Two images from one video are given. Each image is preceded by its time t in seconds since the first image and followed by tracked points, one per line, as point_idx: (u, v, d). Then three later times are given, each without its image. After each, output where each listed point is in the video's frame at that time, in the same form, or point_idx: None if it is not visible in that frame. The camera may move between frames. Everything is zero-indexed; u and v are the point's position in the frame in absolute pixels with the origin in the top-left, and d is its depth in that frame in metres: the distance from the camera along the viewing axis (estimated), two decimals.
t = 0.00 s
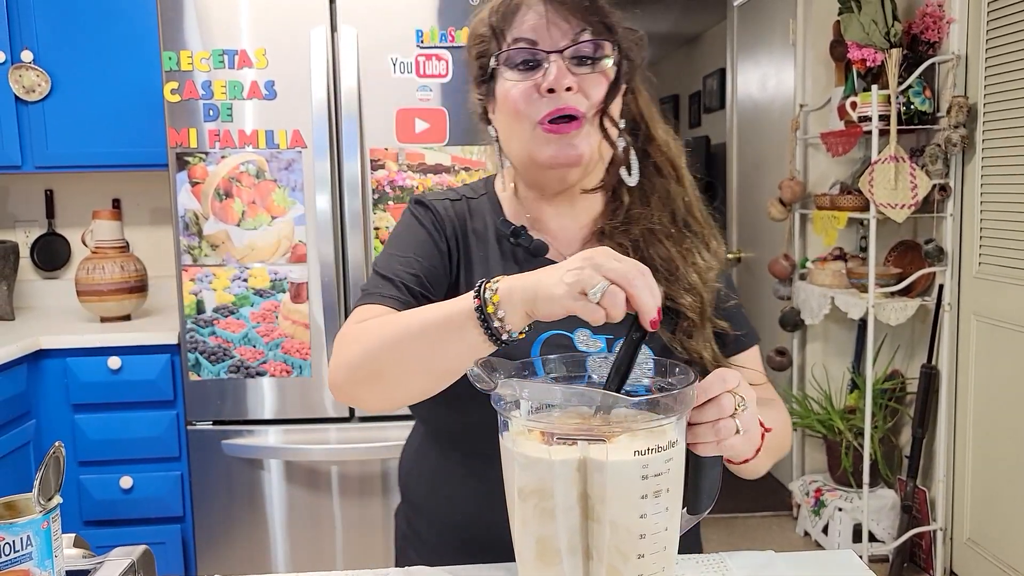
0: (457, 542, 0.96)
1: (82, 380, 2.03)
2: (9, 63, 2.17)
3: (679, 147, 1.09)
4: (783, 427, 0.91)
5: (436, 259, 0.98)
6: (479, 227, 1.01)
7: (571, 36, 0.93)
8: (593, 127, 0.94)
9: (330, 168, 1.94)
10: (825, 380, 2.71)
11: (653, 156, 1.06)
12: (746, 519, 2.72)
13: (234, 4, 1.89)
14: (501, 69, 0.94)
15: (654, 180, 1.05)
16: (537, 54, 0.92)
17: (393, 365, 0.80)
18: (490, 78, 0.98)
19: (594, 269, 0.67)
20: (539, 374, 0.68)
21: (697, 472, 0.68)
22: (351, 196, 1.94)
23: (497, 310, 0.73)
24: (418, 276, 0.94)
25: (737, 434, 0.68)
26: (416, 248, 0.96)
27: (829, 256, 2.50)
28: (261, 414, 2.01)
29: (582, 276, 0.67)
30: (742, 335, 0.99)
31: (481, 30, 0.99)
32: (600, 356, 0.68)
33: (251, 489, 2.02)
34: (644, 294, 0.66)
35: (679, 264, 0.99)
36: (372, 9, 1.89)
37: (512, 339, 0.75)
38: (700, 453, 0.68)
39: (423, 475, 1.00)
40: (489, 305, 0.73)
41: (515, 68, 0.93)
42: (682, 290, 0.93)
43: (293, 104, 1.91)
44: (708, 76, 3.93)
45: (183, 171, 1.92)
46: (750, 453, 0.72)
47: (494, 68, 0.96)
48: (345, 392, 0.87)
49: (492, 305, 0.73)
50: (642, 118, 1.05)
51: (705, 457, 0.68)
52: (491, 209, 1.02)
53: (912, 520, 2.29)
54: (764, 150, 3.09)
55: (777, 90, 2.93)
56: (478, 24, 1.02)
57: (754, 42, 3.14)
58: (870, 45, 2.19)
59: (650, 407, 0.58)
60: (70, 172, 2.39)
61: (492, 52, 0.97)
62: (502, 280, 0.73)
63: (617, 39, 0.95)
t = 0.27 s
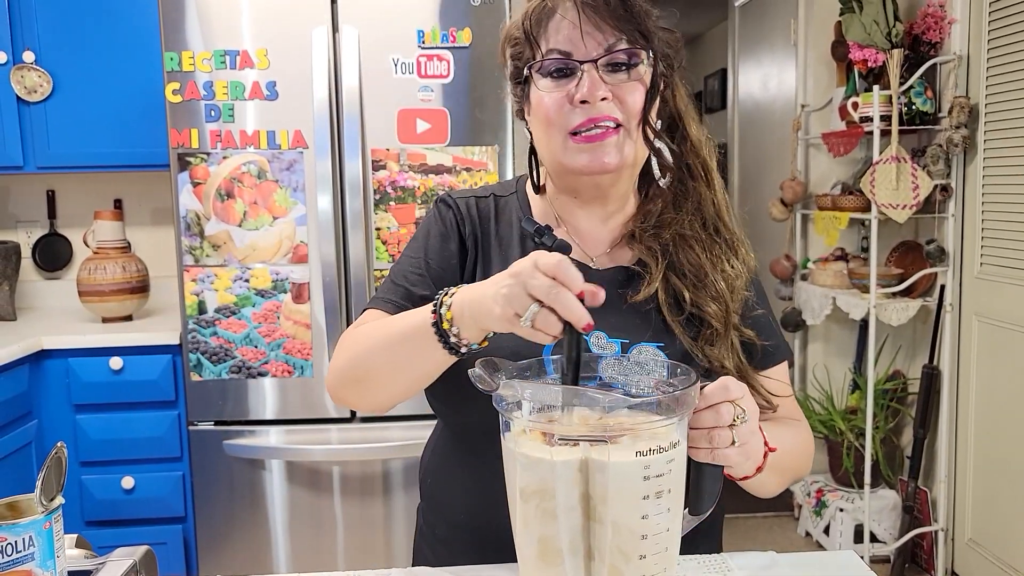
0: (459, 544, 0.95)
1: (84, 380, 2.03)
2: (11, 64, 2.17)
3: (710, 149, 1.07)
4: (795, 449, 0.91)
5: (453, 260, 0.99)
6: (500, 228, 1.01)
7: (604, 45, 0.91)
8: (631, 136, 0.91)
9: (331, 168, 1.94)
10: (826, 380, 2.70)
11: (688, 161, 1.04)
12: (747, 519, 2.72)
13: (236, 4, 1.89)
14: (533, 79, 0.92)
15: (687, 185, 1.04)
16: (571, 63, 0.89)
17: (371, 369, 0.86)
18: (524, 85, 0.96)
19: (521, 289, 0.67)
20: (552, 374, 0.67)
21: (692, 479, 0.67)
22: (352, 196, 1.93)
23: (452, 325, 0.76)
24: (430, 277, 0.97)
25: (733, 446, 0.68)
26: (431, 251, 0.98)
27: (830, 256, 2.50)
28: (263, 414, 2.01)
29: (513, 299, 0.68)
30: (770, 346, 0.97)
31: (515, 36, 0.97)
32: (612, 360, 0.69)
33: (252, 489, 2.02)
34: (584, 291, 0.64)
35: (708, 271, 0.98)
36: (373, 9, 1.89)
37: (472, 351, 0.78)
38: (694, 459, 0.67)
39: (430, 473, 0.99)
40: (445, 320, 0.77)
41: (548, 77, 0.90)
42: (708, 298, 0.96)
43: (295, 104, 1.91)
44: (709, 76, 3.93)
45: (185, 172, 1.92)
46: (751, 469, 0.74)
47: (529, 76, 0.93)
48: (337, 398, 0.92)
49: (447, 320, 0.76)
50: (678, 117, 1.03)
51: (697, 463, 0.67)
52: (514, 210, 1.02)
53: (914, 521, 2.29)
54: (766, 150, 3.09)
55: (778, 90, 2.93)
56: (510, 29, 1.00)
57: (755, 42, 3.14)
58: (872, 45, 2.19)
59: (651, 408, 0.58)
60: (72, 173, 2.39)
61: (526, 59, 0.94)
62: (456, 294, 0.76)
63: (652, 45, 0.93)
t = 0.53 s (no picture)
0: (454, 544, 0.95)
1: (85, 381, 2.03)
2: (11, 64, 2.17)
3: (718, 150, 1.05)
4: (798, 455, 0.91)
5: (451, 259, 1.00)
6: (502, 228, 1.01)
7: (613, 57, 0.90)
8: (636, 149, 0.92)
9: (332, 168, 1.94)
10: (827, 380, 2.70)
11: (693, 163, 1.02)
12: (748, 519, 2.72)
13: (237, 4, 1.89)
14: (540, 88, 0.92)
15: (692, 188, 1.03)
16: (578, 75, 0.90)
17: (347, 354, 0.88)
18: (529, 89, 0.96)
19: (498, 272, 0.68)
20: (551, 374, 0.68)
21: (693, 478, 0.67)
22: (353, 196, 1.93)
23: (415, 304, 0.79)
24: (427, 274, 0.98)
25: (734, 446, 0.68)
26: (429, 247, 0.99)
27: (831, 257, 2.50)
28: (263, 414, 2.01)
29: (487, 280, 0.69)
30: (774, 352, 0.96)
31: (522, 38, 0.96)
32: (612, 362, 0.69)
33: (252, 489, 2.02)
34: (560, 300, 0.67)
35: (712, 275, 0.97)
36: (373, 9, 1.89)
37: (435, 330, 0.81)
38: (694, 459, 0.67)
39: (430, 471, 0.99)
40: (409, 298, 0.79)
41: (555, 89, 0.90)
42: (712, 302, 0.96)
43: (295, 104, 1.91)
44: (709, 77, 3.93)
45: (185, 172, 1.92)
46: (749, 473, 0.75)
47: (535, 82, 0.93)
48: (320, 387, 0.95)
49: (411, 298, 0.79)
50: (686, 119, 1.01)
51: (699, 463, 0.67)
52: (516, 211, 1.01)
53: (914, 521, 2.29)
54: (767, 150, 3.09)
55: (779, 90, 2.93)
56: (517, 26, 0.98)
57: (756, 42, 3.14)
58: (872, 45, 2.19)
59: (651, 408, 0.58)
60: (73, 173, 2.39)
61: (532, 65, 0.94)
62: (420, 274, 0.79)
63: (662, 58, 0.93)
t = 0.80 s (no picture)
0: (452, 546, 0.95)
1: (85, 383, 2.04)
2: (12, 66, 2.18)
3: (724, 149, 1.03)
4: (798, 459, 0.91)
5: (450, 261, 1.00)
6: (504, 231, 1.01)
7: (620, 101, 0.84)
8: (637, 185, 0.91)
9: (332, 171, 1.94)
10: (826, 382, 2.71)
11: (699, 165, 1.00)
12: (747, 521, 2.73)
13: (237, 7, 1.89)
14: (542, 127, 0.87)
15: (696, 191, 1.01)
16: (583, 120, 0.85)
17: (339, 349, 0.88)
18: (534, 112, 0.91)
19: (470, 231, 0.73)
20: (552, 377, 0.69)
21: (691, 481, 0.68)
22: (353, 199, 1.94)
23: (399, 286, 0.81)
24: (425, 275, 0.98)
25: (731, 449, 0.68)
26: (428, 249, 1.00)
27: (830, 259, 2.51)
28: (263, 416, 2.02)
29: (463, 240, 0.73)
30: (776, 355, 0.96)
31: (524, 59, 0.88)
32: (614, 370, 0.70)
33: (252, 491, 2.02)
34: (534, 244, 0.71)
35: (714, 279, 0.98)
36: (373, 12, 1.90)
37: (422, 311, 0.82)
38: (691, 463, 0.68)
39: (429, 472, 0.99)
40: (391, 282, 0.81)
41: (559, 130, 0.86)
42: (716, 306, 0.96)
43: (295, 107, 1.92)
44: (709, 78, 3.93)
45: (186, 174, 1.92)
46: (748, 477, 0.75)
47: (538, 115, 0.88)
48: (315, 387, 0.94)
49: (394, 281, 0.81)
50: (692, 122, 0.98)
51: (695, 466, 0.68)
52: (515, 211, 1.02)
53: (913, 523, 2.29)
54: (766, 152, 3.09)
55: (778, 92, 2.93)
56: (515, 49, 0.91)
57: (755, 44, 3.14)
58: (871, 48, 2.19)
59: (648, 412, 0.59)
60: (74, 175, 2.39)
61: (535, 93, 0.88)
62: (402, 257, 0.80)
63: (669, 97, 0.88)
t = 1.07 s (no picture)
0: (450, 544, 0.96)
1: (85, 384, 2.05)
2: (12, 69, 2.19)
3: (721, 153, 1.04)
4: (791, 459, 0.92)
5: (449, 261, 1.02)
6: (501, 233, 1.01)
7: (615, 101, 0.86)
8: (632, 189, 0.91)
9: (331, 173, 1.95)
10: (823, 383, 2.72)
11: (697, 169, 1.01)
12: (745, 521, 2.74)
13: (236, 11, 1.90)
14: (538, 126, 0.88)
15: (694, 194, 1.02)
16: (579, 123, 0.85)
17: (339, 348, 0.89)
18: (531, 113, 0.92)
19: (457, 202, 0.75)
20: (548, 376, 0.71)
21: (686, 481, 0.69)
22: (353, 201, 1.95)
23: (396, 275, 0.81)
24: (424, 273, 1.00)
25: (725, 449, 0.69)
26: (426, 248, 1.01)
27: (827, 260, 2.52)
28: (263, 417, 2.03)
29: (452, 214, 0.76)
30: (772, 359, 0.97)
31: (522, 57, 0.89)
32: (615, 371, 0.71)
33: (252, 492, 2.03)
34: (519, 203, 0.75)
35: (710, 282, 0.99)
36: (372, 15, 1.91)
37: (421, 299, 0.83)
38: (686, 463, 0.69)
39: (428, 471, 1.00)
40: (389, 271, 0.82)
41: (555, 130, 0.86)
42: (711, 309, 0.97)
43: (295, 110, 1.93)
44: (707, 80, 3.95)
45: (186, 177, 1.93)
46: (741, 477, 0.75)
47: (535, 117, 0.89)
48: (314, 387, 0.95)
49: (391, 271, 0.81)
50: (691, 127, 0.99)
51: (690, 466, 0.69)
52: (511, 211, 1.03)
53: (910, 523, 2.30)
54: (764, 154, 3.11)
55: (776, 94, 2.94)
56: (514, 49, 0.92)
57: (753, 46, 3.15)
58: (868, 51, 2.20)
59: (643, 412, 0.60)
60: (74, 178, 2.40)
61: (533, 95, 0.89)
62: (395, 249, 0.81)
63: (665, 100, 0.89)
